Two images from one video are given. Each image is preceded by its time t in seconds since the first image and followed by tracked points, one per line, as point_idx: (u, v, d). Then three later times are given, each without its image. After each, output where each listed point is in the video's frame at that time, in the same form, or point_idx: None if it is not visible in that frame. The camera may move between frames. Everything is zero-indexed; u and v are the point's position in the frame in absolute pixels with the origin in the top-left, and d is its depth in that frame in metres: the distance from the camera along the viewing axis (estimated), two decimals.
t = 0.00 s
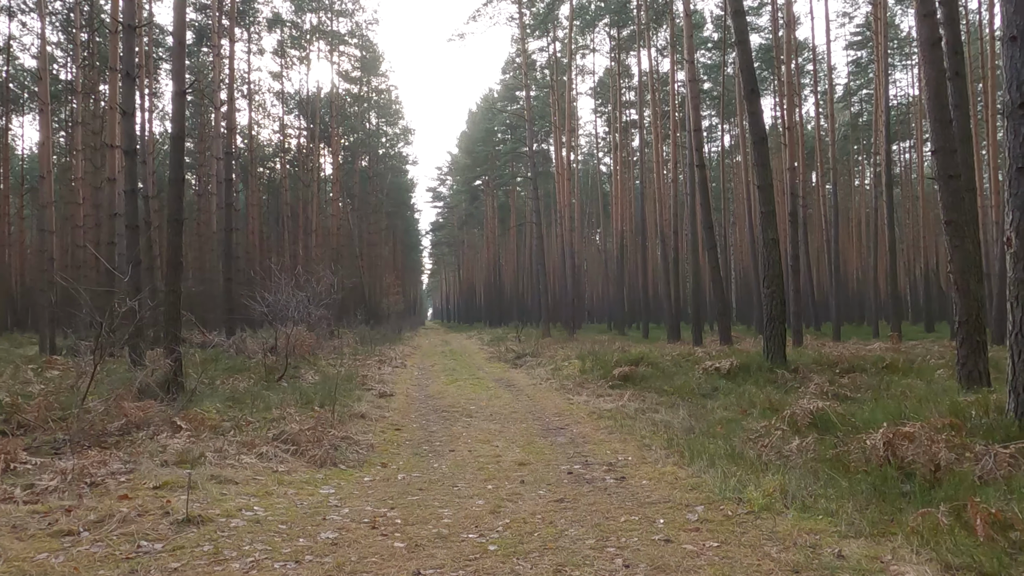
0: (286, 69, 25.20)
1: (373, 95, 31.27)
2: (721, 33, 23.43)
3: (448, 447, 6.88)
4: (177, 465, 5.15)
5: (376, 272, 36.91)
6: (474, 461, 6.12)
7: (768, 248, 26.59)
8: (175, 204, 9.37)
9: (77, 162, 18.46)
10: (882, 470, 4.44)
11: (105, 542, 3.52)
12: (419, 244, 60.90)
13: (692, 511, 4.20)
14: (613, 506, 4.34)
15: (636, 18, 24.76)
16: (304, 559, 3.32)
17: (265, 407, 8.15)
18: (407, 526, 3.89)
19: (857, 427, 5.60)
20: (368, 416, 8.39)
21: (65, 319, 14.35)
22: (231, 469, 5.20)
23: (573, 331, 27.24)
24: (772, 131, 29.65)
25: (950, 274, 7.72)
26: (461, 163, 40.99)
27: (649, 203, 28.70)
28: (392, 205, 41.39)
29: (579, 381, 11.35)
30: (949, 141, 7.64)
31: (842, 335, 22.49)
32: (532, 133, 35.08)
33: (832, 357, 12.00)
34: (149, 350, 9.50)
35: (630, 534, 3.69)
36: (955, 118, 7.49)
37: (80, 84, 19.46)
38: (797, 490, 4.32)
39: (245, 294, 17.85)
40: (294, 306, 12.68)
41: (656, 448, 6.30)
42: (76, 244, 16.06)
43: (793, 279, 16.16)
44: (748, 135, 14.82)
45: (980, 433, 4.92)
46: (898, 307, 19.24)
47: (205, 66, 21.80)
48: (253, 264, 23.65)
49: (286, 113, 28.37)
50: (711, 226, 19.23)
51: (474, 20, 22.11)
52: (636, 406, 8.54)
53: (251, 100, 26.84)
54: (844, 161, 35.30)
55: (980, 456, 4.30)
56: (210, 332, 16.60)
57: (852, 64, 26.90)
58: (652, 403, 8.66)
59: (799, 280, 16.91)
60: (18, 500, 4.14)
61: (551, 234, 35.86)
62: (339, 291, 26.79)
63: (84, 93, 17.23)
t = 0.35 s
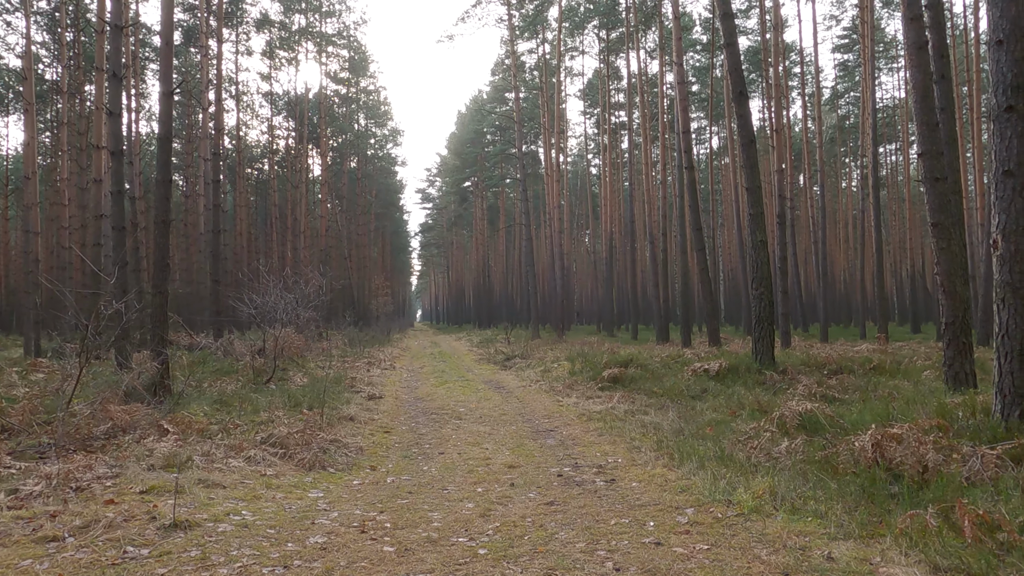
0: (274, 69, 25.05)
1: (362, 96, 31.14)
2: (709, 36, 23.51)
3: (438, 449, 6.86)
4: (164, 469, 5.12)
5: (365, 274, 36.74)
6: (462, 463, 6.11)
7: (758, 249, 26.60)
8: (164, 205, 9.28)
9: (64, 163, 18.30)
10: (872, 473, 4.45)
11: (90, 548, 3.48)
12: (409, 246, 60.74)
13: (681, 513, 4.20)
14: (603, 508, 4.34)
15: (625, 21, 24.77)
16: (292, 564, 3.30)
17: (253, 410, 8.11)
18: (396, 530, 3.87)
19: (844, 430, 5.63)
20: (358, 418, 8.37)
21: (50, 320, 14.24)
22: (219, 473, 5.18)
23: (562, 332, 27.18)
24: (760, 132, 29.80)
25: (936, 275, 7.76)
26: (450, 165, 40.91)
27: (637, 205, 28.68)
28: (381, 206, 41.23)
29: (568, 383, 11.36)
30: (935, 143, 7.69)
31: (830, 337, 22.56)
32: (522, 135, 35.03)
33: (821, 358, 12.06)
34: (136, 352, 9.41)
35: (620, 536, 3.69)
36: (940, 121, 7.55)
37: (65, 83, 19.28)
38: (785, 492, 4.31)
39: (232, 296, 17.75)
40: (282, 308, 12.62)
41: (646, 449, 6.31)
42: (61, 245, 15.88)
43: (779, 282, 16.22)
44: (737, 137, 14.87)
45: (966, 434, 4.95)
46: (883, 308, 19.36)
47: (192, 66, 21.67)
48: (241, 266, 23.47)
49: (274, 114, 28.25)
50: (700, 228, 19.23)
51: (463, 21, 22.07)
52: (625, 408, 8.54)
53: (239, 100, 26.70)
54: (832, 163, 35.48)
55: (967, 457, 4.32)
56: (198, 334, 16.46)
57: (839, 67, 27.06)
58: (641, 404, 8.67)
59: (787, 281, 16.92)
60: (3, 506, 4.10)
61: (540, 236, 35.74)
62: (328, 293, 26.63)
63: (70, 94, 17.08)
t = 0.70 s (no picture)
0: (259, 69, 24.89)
1: (347, 96, 31.00)
2: (694, 38, 23.62)
3: (422, 450, 6.85)
4: (146, 471, 5.07)
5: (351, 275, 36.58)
6: (447, 464, 6.10)
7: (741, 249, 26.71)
8: (147, 205, 9.19)
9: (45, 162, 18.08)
10: (854, 472, 4.49)
11: (68, 551, 3.43)
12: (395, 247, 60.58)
13: (666, 514, 4.21)
14: (587, 509, 4.34)
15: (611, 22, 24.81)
16: (274, 566, 3.28)
17: (237, 412, 8.05)
18: (380, 531, 3.85)
19: (826, 430, 5.67)
20: (342, 420, 8.33)
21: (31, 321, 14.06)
22: (201, 475, 5.13)
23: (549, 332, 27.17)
24: (744, 134, 29.95)
25: (917, 276, 7.84)
26: (436, 165, 40.81)
27: (623, 206, 28.71)
28: (367, 207, 41.08)
29: (554, 383, 11.38)
30: (916, 146, 7.77)
31: (814, 338, 22.70)
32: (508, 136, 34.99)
33: (804, 358, 12.14)
34: (117, 353, 9.31)
35: (604, 537, 3.69)
36: (921, 124, 7.62)
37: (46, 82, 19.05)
38: (768, 492, 4.33)
39: (216, 297, 17.60)
40: (266, 309, 12.53)
41: (630, 450, 6.32)
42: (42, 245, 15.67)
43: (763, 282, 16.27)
44: (722, 137, 14.93)
45: (946, 434, 5.00)
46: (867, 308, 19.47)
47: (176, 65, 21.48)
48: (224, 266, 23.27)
49: (259, 113, 28.10)
50: (685, 228, 19.28)
51: (449, 22, 22.03)
52: (611, 408, 8.56)
53: (223, 100, 26.50)
54: (816, 164, 35.72)
55: (947, 456, 4.35)
56: (181, 335, 16.31)
57: (823, 70, 27.25)
58: (627, 405, 8.69)
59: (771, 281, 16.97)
60: None
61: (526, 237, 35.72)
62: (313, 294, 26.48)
63: (51, 93, 16.88)
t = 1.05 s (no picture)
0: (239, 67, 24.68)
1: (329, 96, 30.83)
2: (677, 39, 23.71)
3: (403, 450, 6.82)
4: (122, 473, 5.01)
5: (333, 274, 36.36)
6: (428, 464, 6.08)
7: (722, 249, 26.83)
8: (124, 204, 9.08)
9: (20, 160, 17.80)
10: (831, 470, 4.52)
11: (40, 554, 3.38)
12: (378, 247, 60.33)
13: (645, 513, 4.23)
14: (567, 508, 4.34)
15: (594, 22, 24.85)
16: (250, 568, 3.25)
17: (215, 412, 7.98)
18: (359, 532, 3.83)
19: (805, 429, 5.71)
20: (323, 420, 8.28)
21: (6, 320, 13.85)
22: (178, 476, 5.08)
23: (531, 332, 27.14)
24: (726, 135, 30.15)
25: (894, 276, 7.92)
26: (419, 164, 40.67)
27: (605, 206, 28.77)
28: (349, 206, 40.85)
29: (535, 383, 11.38)
30: (893, 147, 7.84)
31: (794, 337, 22.85)
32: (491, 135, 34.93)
33: (783, 358, 12.23)
34: (93, 354, 9.18)
35: (584, 536, 3.69)
36: (898, 126, 7.70)
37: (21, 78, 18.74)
38: (747, 491, 4.35)
39: (196, 297, 17.40)
40: (246, 308, 12.42)
41: (610, 449, 6.33)
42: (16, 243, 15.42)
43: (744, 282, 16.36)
44: (703, 139, 15.03)
45: (922, 432, 5.06)
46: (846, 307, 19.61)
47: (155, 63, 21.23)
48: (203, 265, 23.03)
49: (240, 112, 27.89)
50: (667, 228, 19.35)
51: (431, 21, 21.96)
52: (592, 408, 8.58)
53: (203, 98, 26.25)
54: (796, 166, 36.01)
55: (923, 454, 4.39)
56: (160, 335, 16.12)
57: (803, 72, 27.46)
58: (607, 404, 8.71)
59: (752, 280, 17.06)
60: None
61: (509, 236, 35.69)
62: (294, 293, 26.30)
63: (27, 90, 16.64)
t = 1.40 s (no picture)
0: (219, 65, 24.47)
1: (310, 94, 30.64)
2: (658, 40, 23.82)
3: (381, 450, 6.79)
4: (95, 474, 4.94)
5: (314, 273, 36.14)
6: (407, 464, 6.05)
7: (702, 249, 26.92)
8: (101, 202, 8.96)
9: None
10: (806, 468, 4.56)
11: (9, 557, 3.33)
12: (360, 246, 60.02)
13: (624, 511, 4.23)
14: (544, 508, 4.34)
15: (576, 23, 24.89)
16: (223, 569, 3.22)
17: (192, 412, 7.90)
18: (334, 532, 3.81)
19: (783, 428, 5.75)
20: (302, 420, 8.23)
21: None
22: (152, 477, 5.02)
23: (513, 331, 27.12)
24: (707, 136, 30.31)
25: (871, 276, 7.99)
26: (401, 164, 40.52)
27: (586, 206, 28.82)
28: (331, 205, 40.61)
29: (516, 383, 11.38)
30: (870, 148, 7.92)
31: (774, 336, 23.01)
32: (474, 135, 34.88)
33: (762, 358, 12.31)
34: (67, 354, 9.04)
35: (561, 536, 3.69)
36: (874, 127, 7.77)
37: None
38: (724, 489, 4.37)
39: (174, 296, 17.20)
40: (225, 308, 12.29)
41: (589, 449, 6.33)
42: None
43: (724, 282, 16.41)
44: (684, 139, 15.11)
45: (896, 430, 5.11)
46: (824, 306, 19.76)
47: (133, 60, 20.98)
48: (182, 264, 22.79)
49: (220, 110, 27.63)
50: (648, 228, 19.41)
51: (414, 21, 21.90)
52: (572, 407, 8.58)
53: (183, 95, 26.00)
54: (776, 167, 36.29)
55: (896, 452, 4.45)
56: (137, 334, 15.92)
57: (783, 74, 27.68)
58: (587, 404, 8.71)
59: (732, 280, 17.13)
60: None
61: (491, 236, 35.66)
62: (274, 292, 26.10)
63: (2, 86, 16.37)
